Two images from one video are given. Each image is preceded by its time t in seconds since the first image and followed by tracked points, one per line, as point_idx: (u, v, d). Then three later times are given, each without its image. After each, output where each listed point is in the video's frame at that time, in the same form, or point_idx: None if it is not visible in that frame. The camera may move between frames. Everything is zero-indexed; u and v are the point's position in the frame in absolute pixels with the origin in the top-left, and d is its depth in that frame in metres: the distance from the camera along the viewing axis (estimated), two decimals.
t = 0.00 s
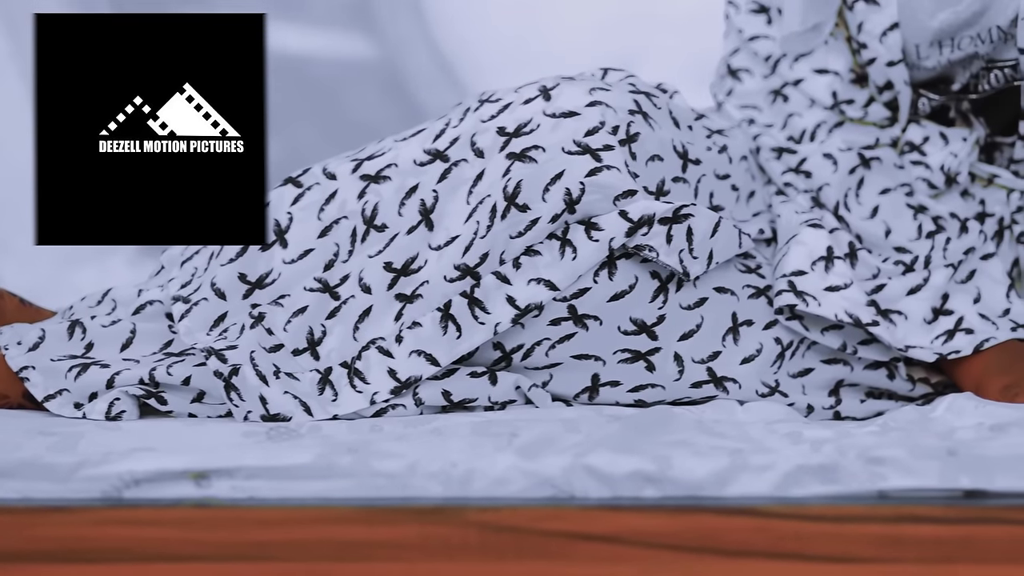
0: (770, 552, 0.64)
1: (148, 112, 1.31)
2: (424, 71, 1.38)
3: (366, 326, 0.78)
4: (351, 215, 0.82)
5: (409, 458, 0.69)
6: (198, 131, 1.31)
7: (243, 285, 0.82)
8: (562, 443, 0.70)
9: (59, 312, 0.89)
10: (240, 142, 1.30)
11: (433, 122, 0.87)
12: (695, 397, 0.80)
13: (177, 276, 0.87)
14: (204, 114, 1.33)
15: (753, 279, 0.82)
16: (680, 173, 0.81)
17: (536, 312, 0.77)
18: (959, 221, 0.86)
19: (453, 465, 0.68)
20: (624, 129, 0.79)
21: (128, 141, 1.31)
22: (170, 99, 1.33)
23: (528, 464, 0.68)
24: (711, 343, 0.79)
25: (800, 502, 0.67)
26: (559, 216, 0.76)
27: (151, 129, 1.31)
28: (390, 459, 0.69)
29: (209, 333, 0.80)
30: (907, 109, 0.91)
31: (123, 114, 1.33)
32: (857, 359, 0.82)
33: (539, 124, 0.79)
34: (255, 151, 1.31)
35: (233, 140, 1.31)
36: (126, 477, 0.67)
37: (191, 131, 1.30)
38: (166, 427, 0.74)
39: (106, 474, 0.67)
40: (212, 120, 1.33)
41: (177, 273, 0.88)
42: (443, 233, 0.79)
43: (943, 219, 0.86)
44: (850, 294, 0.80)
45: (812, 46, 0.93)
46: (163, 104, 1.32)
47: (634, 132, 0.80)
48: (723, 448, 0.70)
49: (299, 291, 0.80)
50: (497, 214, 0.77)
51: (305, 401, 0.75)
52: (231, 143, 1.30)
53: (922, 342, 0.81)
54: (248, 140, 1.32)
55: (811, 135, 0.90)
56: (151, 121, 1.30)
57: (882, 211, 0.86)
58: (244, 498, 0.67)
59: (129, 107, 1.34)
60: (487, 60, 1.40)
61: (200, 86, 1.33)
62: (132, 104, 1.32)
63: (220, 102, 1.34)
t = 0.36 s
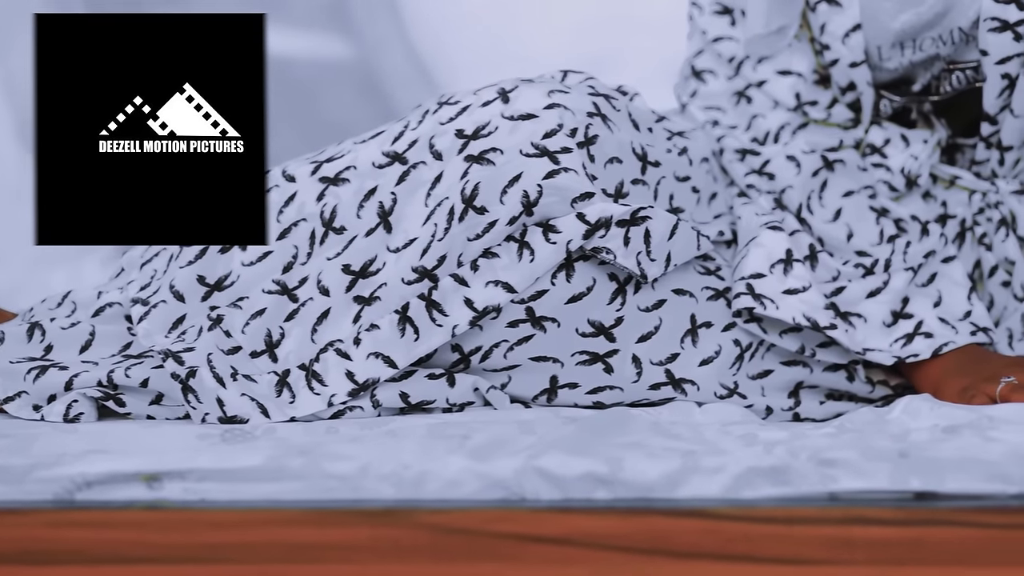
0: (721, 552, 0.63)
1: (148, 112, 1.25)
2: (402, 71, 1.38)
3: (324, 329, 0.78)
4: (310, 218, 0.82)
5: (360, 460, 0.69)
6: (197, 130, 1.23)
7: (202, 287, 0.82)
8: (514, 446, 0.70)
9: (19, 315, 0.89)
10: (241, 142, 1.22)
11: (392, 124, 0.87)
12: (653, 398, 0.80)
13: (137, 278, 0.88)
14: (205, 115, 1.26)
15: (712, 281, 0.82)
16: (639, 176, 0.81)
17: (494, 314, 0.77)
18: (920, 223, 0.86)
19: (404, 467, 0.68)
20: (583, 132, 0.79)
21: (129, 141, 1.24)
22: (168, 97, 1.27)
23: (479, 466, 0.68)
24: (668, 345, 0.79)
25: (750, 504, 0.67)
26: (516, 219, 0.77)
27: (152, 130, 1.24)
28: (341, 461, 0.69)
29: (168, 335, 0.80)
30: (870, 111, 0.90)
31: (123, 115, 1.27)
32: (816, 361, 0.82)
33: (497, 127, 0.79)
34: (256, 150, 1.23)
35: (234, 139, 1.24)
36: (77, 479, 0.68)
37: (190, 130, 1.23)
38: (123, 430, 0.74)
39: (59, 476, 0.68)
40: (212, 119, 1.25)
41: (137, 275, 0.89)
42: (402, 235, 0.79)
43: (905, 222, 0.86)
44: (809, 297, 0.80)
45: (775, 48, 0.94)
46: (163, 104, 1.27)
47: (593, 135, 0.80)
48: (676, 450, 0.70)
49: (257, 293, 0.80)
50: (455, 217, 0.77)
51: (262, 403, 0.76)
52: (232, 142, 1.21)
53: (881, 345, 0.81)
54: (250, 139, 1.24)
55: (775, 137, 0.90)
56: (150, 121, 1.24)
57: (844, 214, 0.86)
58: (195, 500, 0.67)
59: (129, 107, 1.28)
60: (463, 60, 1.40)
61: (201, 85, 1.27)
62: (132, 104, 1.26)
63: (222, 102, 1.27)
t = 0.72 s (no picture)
0: (666, 557, 0.65)
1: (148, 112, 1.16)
2: (378, 75, 1.37)
3: (281, 333, 0.78)
4: (268, 222, 0.82)
5: (312, 464, 0.69)
6: (197, 130, 1.16)
7: (160, 291, 0.82)
8: (467, 450, 0.70)
9: None
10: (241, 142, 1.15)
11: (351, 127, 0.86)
12: (612, 402, 0.80)
13: (96, 282, 0.88)
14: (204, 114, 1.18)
15: (671, 284, 0.82)
16: (598, 179, 0.82)
17: (451, 319, 0.77)
18: (881, 227, 0.86)
19: (356, 471, 0.68)
20: (541, 135, 0.80)
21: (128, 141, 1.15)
22: (168, 98, 1.19)
23: (430, 470, 0.68)
24: (626, 349, 0.79)
25: (700, 508, 0.67)
26: (474, 222, 0.76)
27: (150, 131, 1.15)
28: (292, 465, 0.69)
29: (125, 339, 0.80)
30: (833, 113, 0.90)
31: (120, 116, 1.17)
32: (775, 364, 0.82)
33: (455, 131, 0.79)
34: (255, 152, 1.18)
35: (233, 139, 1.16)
36: (29, 482, 0.67)
37: (190, 130, 1.16)
38: (79, 433, 0.74)
39: (10, 480, 0.67)
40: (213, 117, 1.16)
41: (96, 279, 0.89)
42: (360, 239, 0.79)
43: (866, 226, 0.86)
44: (768, 301, 0.80)
45: (736, 51, 0.93)
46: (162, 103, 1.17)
47: (552, 138, 0.80)
48: (627, 454, 0.70)
49: (216, 297, 0.81)
50: (412, 221, 0.77)
51: (219, 407, 0.76)
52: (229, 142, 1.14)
53: (841, 349, 0.81)
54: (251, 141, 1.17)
55: (738, 140, 0.90)
56: (149, 119, 1.15)
57: (807, 218, 0.85)
58: (147, 504, 0.67)
59: (129, 106, 1.18)
60: (438, 60, 1.39)
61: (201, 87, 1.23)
62: (131, 103, 1.17)
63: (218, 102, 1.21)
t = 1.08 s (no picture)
0: (612, 562, 0.66)
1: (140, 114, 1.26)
2: (353, 75, 1.36)
3: (238, 337, 0.78)
4: (226, 225, 0.82)
5: (263, 469, 0.69)
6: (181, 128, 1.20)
7: (117, 295, 0.82)
8: (417, 455, 0.70)
9: None
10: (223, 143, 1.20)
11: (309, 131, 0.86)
12: (569, 406, 0.80)
13: (54, 286, 0.87)
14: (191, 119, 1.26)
15: (630, 288, 0.82)
16: (556, 183, 0.82)
17: (408, 322, 0.77)
18: (841, 231, 0.86)
19: (306, 476, 0.68)
20: (498, 139, 0.80)
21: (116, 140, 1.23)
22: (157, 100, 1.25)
23: (380, 475, 0.68)
24: (584, 353, 0.79)
25: (649, 512, 0.67)
26: (430, 227, 0.77)
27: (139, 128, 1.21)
28: (242, 470, 0.69)
29: (82, 343, 0.80)
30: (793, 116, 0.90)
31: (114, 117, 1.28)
32: (734, 368, 0.82)
33: (412, 135, 0.79)
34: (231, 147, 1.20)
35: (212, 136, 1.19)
36: None
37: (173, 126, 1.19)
38: (34, 437, 0.74)
39: None
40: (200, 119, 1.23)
41: (53, 283, 0.88)
42: (317, 243, 0.79)
43: (827, 229, 0.86)
44: (726, 306, 0.80)
45: (697, 54, 0.92)
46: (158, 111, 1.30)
47: (509, 143, 0.80)
48: (579, 459, 0.70)
49: (172, 301, 0.80)
50: (369, 225, 0.77)
51: (175, 411, 0.76)
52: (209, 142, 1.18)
53: (800, 353, 0.81)
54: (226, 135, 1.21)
55: (699, 143, 0.90)
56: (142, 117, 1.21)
57: (767, 221, 0.85)
58: (97, 509, 0.68)
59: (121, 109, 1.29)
60: (415, 62, 1.38)
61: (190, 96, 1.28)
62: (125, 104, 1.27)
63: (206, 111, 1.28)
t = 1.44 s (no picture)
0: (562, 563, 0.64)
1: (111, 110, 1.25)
2: (329, 76, 1.36)
3: (194, 338, 0.78)
4: (183, 226, 0.82)
5: (212, 470, 0.69)
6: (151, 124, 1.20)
7: (74, 296, 0.82)
8: (369, 456, 0.70)
9: None
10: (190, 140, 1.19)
11: (266, 132, 0.86)
12: (527, 407, 0.80)
13: (11, 287, 0.87)
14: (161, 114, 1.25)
15: (588, 289, 0.82)
16: (514, 184, 0.82)
17: (365, 322, 0.77)
18: (801, 231, 0.86)
19: (255, 476, 0.68)
20: (455, 140, 0.79)
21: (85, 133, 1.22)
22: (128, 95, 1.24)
23: (330, 476, 0.68)
24: (541, 353, 0.79)
25: (598, 513, 0.67)
26: (386, 228, 0.77)
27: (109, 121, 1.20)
28: (191, 470, 0.69)
29: (38, 344, 0.80)
30: (754, 116, 0.91)
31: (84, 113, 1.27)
32: (692, 369, 0.82)
33: (369, 135, 0.79)
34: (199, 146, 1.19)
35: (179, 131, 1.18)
36: None
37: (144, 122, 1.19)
38: None
39: None
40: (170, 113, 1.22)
41: (11, 283, 0.88)
42: (273, 244, 0.79)
43: (787, 230, 0.86)
44: (684, 306, 0.80)
45: (659, 56, 0.92)
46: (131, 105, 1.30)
47: (466, 143, 0.80)
48: (530, 460, 0.70)
49: (129, 302, 0.80)
50: (325, 226, 0.77)
51: (130, 411, 0.76)
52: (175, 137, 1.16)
53: (759, 353, 0.81)
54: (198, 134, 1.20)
55: (659, 144, 0.89)
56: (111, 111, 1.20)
57: (727, 222, 0.85)
58: (47, 510, 0.68)
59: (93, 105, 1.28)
60: (390, 61, 1.37)
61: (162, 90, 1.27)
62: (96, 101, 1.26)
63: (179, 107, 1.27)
